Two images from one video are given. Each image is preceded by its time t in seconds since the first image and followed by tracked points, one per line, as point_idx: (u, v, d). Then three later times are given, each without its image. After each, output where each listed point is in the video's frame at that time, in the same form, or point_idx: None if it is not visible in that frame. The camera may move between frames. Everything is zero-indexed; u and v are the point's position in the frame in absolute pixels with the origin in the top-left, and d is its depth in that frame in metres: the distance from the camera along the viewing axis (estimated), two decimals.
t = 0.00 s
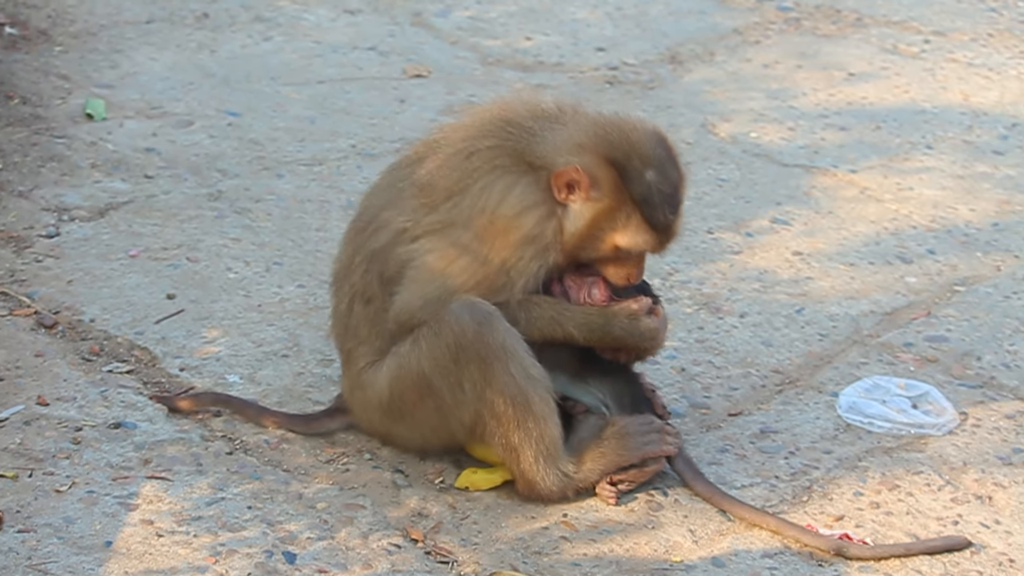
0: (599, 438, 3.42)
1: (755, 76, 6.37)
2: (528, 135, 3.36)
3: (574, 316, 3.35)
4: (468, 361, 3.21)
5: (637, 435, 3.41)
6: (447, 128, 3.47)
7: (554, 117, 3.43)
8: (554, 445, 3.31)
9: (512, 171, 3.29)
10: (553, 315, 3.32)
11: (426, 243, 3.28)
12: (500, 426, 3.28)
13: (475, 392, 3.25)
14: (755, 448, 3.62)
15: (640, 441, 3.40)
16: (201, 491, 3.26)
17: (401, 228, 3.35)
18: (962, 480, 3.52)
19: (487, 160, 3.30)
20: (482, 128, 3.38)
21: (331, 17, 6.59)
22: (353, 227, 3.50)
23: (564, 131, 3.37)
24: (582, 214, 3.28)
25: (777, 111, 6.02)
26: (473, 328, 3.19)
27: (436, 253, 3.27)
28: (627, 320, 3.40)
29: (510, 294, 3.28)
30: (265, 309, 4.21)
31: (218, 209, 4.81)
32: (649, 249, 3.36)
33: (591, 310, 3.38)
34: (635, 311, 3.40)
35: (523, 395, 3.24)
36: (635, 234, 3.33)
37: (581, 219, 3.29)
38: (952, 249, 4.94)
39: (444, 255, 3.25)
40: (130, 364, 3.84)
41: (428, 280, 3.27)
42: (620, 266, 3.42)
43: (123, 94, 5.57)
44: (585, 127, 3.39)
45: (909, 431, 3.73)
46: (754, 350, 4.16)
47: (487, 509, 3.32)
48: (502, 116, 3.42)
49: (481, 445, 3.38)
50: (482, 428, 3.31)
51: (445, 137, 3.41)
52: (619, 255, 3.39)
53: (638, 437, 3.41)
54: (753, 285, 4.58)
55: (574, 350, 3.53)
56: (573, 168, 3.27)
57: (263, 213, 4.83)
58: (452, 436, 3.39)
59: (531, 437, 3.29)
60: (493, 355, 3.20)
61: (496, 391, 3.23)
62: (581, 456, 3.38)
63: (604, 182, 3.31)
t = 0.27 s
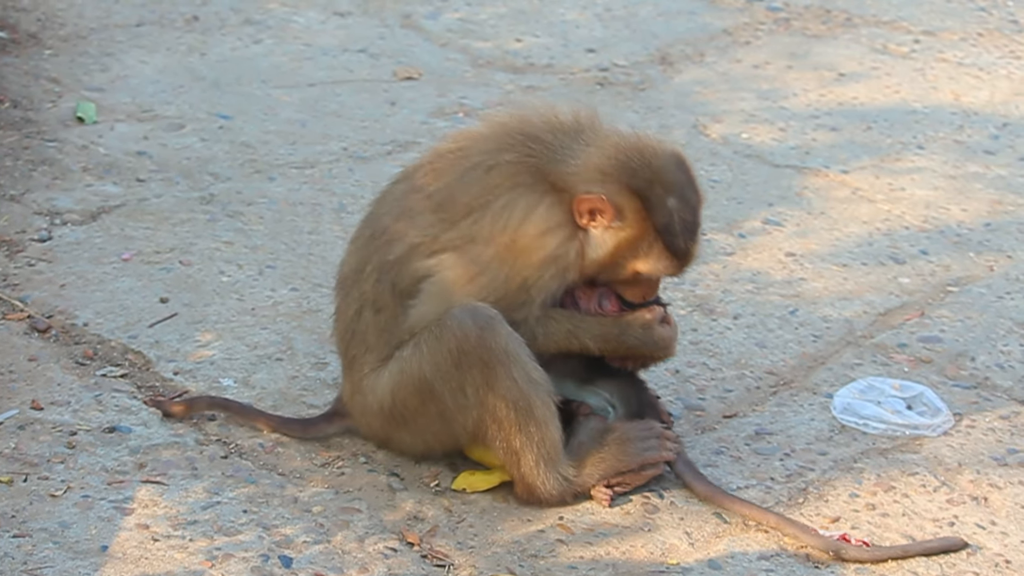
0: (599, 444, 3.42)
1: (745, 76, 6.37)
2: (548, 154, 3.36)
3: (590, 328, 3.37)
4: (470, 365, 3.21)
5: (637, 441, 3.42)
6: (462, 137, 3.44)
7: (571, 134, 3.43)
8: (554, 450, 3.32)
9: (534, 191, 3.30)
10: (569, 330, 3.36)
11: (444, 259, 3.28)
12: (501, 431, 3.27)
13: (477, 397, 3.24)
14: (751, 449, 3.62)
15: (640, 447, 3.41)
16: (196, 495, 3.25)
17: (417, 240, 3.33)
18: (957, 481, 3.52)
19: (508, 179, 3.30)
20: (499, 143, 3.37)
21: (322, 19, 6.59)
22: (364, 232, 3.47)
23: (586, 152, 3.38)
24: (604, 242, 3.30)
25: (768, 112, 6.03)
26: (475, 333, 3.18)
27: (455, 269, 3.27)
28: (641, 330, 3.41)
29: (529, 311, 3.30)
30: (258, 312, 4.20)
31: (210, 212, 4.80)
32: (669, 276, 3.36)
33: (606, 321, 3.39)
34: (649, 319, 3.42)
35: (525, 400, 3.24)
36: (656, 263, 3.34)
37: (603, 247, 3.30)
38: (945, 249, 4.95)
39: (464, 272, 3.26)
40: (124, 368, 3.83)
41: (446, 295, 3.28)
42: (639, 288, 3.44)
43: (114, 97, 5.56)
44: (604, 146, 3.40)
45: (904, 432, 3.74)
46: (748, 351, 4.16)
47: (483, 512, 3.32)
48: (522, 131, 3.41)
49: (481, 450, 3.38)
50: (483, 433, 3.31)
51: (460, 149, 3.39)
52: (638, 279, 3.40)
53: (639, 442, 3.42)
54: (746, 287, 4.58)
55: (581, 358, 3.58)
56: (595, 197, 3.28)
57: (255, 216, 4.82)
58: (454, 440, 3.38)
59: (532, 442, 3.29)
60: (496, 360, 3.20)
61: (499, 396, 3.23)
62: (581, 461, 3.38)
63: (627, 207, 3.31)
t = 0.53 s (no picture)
0: (599, 445, 3.42)
1: (742, 77, 6.37)
2: (560, 162, 3.37)
3: (594, 337, 3.37)
4: (466, 369, 3.21)
5: (636, 442, 3.42)
6: (474, 144, 3.45)
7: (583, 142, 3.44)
8: (553, 451, 3.32)
9: (546, 200, 3.31)
10: (575, 339, 3.35)
11: (456, 266, 3.29)
12: (500, 434, 3.27)
13: (474, 401, 3.24)
14: (748, 451, 3.62)
15: (640, 448, 3.41)
16: (193, 495, 3.25)
17: (427, 246, 3.34)
18: (954, 483, 3.52)
19: (521, 187, 3.31)
20: (513, 151, 3.39)
21: (318, 20, 6.58)
22: (371, 235, 3.47)
23: (597, 159, 3.38)
24: (618, 253, 3.32)
25: (765, 113, 6.03)
26: (473, 336, 3.18)
27: (466, 276, 3.27)
28: (645, 339, 3.42)
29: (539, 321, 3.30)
30: (256, 313, 4.20)
31: (206, 213, 4.80)
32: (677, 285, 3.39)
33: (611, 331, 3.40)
34: (654, 330, 3.42)
35: (524, 403, 3.23)
36: (667, 273, 3.37)
37: (616, 258, 3.32)
38: (942, 251, 4.95)
39: (476, 279, 3.26)
40: (121, 368, 3.82)
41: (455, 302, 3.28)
42: (646, 296, 3.46)
43: (111, 97, 5.55)
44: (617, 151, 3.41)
45: (901, 434, 3.74)
46: (746, 352, 4.16)
47: (480, 513, 3.32)
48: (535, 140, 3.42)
49: (480, 452, 3.38)
50: (481, 436, 3.30)
51: (472, 156, 3.40)
52: (645, 287, 3.43)
53: (637, 444, 3.42)
54: (743, 288, 4.58)
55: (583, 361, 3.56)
56: (609, 206, 3.30)
57: (252, 216, 4.82)
58: (453, 443, 3.38)
59: (531, 444, 3.29)
60: (494, 363, 3.19)
61: (497, 399, 3.22)
62: (580, 463, 3.38)
63: (639, 218, 3.33)
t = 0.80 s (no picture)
0: (594, 445, 3.42)
1: (738, 76, 6.37)
2: (561, 164, 3.37)
3: (591, 343, 3.37)
4: (461, 368, 3.21)
5: (632, 442, 3.42)
6: (475, 144, 3.44)
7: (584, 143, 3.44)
8: (548, 451, 3.32)
9: (547, 202, 3.31)
10: (571, 343, 3.35)
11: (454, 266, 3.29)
12: (495, 433, 3.27)
13: (469, 400, 3.24)
14: (742, 450, 3.62)
15: (635, 447, 3.41)
16: (188, 492, 3.24)
17: (427, 247, 3.34)
18: (949, 483, 3.52)
19: (523, 189, 3.31)
20: (514, 152, 3.39)
21: (314, 17, 6.58)
22: (370, 234, 3.46)
23: (599, 159, 3.38)
24: (620, 253, 3.32)
25: (761, 112, 6.03)
26: (468, 336, 3.17)
27: (464, 277, 3.28)
28: (642, 347, 3.42)
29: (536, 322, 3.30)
30: (251, 310, 4.19)
31: (202, 209, 4.79)
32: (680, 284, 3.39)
33: (608, 337, 3.39)
34: (651, 339, 3.42)
35: (519, 403, 3.23)
36: (668, 273, 3.36)
37: (619, 257, 3.32)
38: (937, 251, 4.95)
39: (475, 281, 3.27)
40: (115, 365, 3.82)
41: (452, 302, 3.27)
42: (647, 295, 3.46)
43: (106, 94, 5.55)
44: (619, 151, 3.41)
45: (896, 433, 3.74)
46: (741, 352, 4.16)
47: (475, 511, 3.31)
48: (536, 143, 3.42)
49: (475, 450, 3.37)
50: (476, 435, 3.30)
51: (473, 157, 3.40)
52: (647, 287, 3.42)
53: (633, 443, 3.42)
54: (739, 287, 4.58)
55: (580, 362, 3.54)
56: (612, 205, 3.29)
57: (248, 213, 4.81)
58: (448, 441, 3.38)
59: (526, 444, 3.28)
60: (489, 364, 3.19)
61: (492, 399, 3.22)
62: (575, 462, 3.38)
63: (642, 218, 3.32)
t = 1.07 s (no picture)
0: (598, 441, 3.42)
1: (740, 72, 6.37)
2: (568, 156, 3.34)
3: (596, 355, 3.40)
4: (464, 365, 3.20)
5: (636, 439, 3.42)
6: (481, 142, 3.44)
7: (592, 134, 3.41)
8: (551, 447, 3.31)
9: (554, 196, 3.28)
10: (575, 353, 3.37)
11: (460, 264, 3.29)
12: (498, 429, 3.27)
13: (472, 397, 3.24)
14: (745, 445, 3.62)
15: (639, 444, 3.41)
16: (190, 487, 3.24)
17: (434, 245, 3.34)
18: (952, 479, 3.52)
19: (530, 184, 3.30)
20: (522, 148, 3.37)
21: (316, 13, 6.57)
22: (376, 232, 3.46)
23: (606, 146, 3.32)
24: (619, 217, 3.23)
25: (763, 108, 6.02)
26: (470, 333, 3.17)
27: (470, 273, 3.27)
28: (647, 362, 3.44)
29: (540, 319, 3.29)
30: (253, 305, 4.19)
31: (204, 205, 4.79)
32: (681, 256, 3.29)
33: (612, 349, 3.42)
34: (657, 357, 3.42)
35: (522, 399, 3.23)
36: (669, 242, 3.26)
37: (617, 222, 3.24)
38: (940, 246, 4.95)
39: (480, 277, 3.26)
40: (118, 360, 3.82)
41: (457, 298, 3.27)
42: (652, 277, 3.36)
43: (108, 89, 5.54)
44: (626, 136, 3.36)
45: (899, 429, 3.74)
46: (743, 347, 4.16)
47: (477, 506, 3.32)
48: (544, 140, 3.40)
49: (478, 446, 3.37)
50: (479, 431, 3.30)
51: (481, 154, 3.39)
52: (652, 265, 3.33)
53: (636, 440, 3.41)
54: (742, 283, 4.58)
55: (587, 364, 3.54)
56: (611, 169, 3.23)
57: (250, 208, 4.81)
58: (452, 437, 3.38)
59: (529, 440, 3.28)
60: (492, 360, 3.18)
61: (495, 395, 3.22)
62: (578, 457, 3.38)
63: (642, 184, 3.25)
